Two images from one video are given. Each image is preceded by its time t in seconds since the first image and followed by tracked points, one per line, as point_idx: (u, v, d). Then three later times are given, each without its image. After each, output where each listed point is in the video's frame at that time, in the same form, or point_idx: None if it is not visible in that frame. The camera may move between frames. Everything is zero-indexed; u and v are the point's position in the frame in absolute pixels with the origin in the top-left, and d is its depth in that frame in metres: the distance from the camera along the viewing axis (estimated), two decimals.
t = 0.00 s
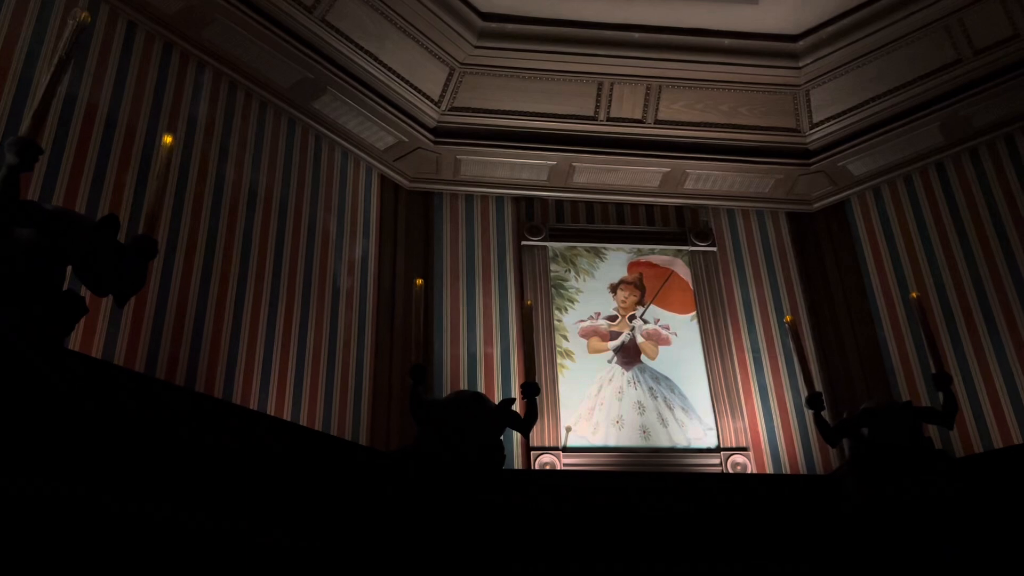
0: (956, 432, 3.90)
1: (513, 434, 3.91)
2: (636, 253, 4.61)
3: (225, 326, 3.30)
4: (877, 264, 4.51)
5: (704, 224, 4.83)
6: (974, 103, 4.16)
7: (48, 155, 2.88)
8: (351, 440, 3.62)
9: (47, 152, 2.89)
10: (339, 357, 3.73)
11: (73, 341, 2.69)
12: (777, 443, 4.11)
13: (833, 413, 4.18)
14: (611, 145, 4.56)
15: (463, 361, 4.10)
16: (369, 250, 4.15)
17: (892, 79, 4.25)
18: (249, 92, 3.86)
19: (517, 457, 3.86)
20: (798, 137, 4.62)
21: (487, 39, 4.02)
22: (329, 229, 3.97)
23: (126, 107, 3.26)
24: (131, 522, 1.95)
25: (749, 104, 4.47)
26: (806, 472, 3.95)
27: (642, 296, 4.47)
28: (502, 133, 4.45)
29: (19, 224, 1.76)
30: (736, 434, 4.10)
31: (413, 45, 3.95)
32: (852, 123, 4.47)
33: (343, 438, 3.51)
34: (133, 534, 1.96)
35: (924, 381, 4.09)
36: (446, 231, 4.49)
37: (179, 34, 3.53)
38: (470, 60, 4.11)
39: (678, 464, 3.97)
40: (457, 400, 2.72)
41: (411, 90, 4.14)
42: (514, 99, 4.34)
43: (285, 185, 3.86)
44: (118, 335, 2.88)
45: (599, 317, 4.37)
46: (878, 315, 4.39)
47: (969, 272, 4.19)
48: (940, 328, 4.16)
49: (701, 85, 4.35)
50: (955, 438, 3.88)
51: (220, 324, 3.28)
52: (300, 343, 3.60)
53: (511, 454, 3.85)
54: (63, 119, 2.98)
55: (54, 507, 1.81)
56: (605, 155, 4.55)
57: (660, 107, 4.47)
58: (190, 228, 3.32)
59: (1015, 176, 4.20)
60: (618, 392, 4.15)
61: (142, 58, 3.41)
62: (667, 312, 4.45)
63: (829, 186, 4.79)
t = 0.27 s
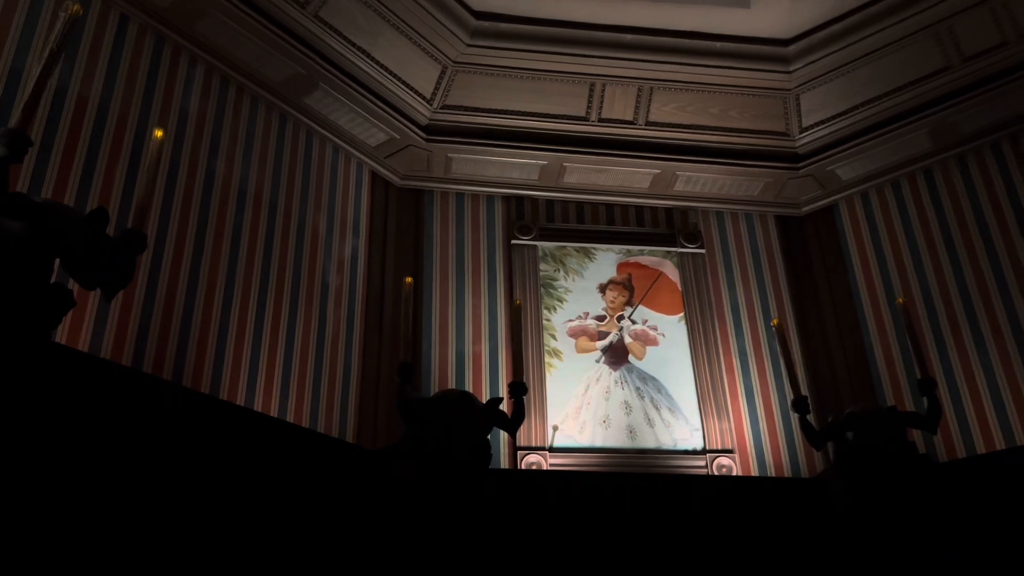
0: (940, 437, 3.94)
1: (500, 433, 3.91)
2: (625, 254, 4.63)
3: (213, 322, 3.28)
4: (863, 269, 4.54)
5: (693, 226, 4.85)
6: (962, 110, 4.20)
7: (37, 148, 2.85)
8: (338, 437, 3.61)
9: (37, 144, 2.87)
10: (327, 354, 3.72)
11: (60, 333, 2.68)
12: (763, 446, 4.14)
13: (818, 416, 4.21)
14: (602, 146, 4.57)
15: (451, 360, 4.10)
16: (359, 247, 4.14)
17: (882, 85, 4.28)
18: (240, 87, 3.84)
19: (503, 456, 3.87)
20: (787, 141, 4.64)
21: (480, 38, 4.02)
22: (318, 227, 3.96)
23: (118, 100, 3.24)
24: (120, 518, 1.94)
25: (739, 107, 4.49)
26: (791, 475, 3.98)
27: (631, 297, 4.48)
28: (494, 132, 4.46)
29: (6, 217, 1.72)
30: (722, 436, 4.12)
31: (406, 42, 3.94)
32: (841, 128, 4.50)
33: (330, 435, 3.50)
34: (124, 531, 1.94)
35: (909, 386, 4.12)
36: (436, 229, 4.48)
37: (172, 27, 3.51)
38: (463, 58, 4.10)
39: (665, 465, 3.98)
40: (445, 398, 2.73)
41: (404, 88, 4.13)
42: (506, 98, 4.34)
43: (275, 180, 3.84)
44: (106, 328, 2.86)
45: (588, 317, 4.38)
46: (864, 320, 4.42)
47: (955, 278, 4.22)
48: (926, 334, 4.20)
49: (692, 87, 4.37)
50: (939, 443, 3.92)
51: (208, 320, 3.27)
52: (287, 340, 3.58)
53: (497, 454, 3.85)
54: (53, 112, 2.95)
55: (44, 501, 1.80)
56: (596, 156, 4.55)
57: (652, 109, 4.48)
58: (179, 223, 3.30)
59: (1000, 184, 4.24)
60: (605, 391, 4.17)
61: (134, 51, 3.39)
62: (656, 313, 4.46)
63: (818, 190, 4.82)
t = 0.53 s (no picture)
0: (920, 443, 3.98)
1: (483, 432, 3.90)
2: (610, 254, 4.63)
3: (195, 317, 3.25)
4: (846, 273, 4.58)
5: (678, 228, 4.86)
6: (945, 117, 4.23)
7: (20, 138, 2.81)
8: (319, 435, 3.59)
9: (20, 133, 2.83)
10: (310, 351, 3.70)
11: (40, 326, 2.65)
12: (744, 448, 4.16)
13: (799, 420, 4.24)
14: (589, 146, 4.56)
15: (435, 359, 4.09)
16: (344, 244, 4.12)
17: (867, 91, 4.32)
18: (228, 80, 3.81)
19: (485, 456, 3.86)
20: (773, 145, 4.67)
21: (469, 35, 4.01)
22: (304, 223, 3.94)
23: (103, 91, 3.20)
24: (93, 513, 1.93)
25: (725, 110, 4.51)
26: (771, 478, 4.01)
27: (615, 297, 4.49)
28: (482, 130, 4.44)
29: None
30: (704, 438, 4.14)
31: (395, 39, 3.92)
32: (827, 133, 4.53)
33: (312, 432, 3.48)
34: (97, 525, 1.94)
35: (890, 392, 4.16)
36: (422, 227, 4.47)
37: (160, 19, 3.47)
38: (451, 55, 4.09)
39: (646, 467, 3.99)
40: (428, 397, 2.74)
41: (392, 84, 4.11)
42: (494, 96, 4.33)
43: (261, 174, 3.81)
44: (87, 322, 2.83)
45: (572, 316, 4.39)
46: (846, 325, 4.45)
47: (937, 284, 4.25)
48: (907, 339, 4.23)
49: (680, 89, 4.38)
50: (918, 449, 3.96)
51: (191, 315, 3.24)
52: (270, 336, 3.56)
53: (480, 453, 3.84)
54: (37, 102, 2.91)
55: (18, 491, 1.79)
56: (583, 156, 4.55)
57: (639, 110, 4.49)
58: (163, 216, 3.27)
59: (983, 191, 4.28)
60: (588, 390, 4.17)
61: (120, 42, 3.35)
62: (640, 313, 4.48)
63: (802, 194, 4.85)
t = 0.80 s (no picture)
0: (898, 445, 4.02)
1: (465, 430, 3.90)
2: (595, 253, 4.64)
3: (177, 310, 3.22)
4: (829, 277, 4.61)
5: (663, 228, 4.87)
6: (929, 123, 4.28)
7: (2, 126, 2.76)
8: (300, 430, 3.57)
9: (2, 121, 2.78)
10: (292, 347, 3.67)
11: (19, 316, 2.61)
12: (725, 449, 4.19)
13: (780, 422, 4.26)
14: (576, 145, 4.56)
15: (418, 356, 4.08)
16: (328, 240, 4.09)
17: (852, 96, 4.35)
18: (214, 72, 3.77)
19: (466, 454, 3.85)
20: (758, 147, 4.69)
21: (458, 32, 3.99)
22: (288, 218, 3.91)
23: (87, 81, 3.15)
24: (69, 504, 1.91)
25: (711, 112, 4.53)
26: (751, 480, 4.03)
27: (599, 296, 4.50)
28: (469, 127, 4.44)
29: None
30: (685, 439, 4.16)
31: (384, 34, 3.90)
32: (812, 136, 4.56)
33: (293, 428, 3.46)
34: (70, 516, 1.92)
35: (870, 396, 4.19)
36: (407, 224, 4.45)
37: (146, 8, 3.43)
38: (440, 51, 4.08)
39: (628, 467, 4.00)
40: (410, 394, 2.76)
41: (380, 79, 4.09)
42: (481, 93, 4.32)
43: (246, 168, 3.78)
44: (67, 313, 2.79)
45: (556, 314, 4.39)
46: (828, 328, 4.49)
47: (918, 289, 4.29)
48: (888, 343, 4.27)
49: (667, 90, 4.39)
50: (897, 452, 4.00)
51: (172, 308, 3.20)
52: (253, 330, 3.53)
53: (462, 451, 3.83)
54: (20, 90, 2.86)
55: None
56: (569, 155, 4.55)
57: (626, 110, 4.49)
58: (146, 208, 3.23)
59: (964, 198, 4.32)
60: (571, 388, 4.18)
61: (106, 31, 3.30)
62: (623, 313, 4.49)
63: (786, 197, 4.88)
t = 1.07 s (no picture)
0: (875, 448, 4.07)
1: (445, 427, 3.89)
2: (578, 251, 4.65)
3: (157, 301, 3.18)
4: (809, 279, 4.65)
5: (646, 227, 4.89)
6: (910, 128, 4.31)
7: None
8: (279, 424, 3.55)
9: None
10: (272, 341, 3.64)
11: None
12: (703, 449, 4.21)
13: (758, 422, 4.30)
14: (560, 142, 4.56)
15: (398, 351, 4.06)
16: (310, 233, 4.06)
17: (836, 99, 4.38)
18: (198, 61, 3.72)
19: (446, 450, 3.84)
20: (741, 149, 4.72)
21: (444, 26, 3.98)
22: (270, 210, 3.87)
23: (70, 67, 3.10)
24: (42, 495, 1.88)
25: (696, 113, 4.55)
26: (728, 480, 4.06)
27: (581, 294, 4.51)
28: (455, 122, 4.42)
29: None
30: (664, 438, 4.18)
31: (370, 27, 3.87)
32: (795, 138, 4.59)
33: (272, 421, 3.44)
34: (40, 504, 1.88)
35: (848, 398, 4.23)
36: (391, 218, 4.43)
37: None
38: (426, 45, 4.06)
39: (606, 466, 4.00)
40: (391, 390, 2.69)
41: (366, 72, 4.06)
42: (466, 88, 4.31)
43: (228, 159, 3.74)
44: (44, 302, 2.75)
45: (538, 311, 4.39)
46: (808, 330, 4.52)
47: (897, 293, 4.33)
48: (866, 346, 4.31)
49: (652, 90, 4.40)
50: (873, 454, 4.05)
51: (152, 298, 3.17)
52: (233, 322, 3.50)
53: (441, 448, 3.82)
54: None
55: None
56: (554, 152, 4.55)
57: (611, 109, 4.50)
58: (127, 198, 3.19)
59: (943, 203, 4.37)
60: (551, 385, 4.18)
61: (90, 17, 3.25)
62: (605, 311, 4.50)
63: (768, 199, 4.91)
